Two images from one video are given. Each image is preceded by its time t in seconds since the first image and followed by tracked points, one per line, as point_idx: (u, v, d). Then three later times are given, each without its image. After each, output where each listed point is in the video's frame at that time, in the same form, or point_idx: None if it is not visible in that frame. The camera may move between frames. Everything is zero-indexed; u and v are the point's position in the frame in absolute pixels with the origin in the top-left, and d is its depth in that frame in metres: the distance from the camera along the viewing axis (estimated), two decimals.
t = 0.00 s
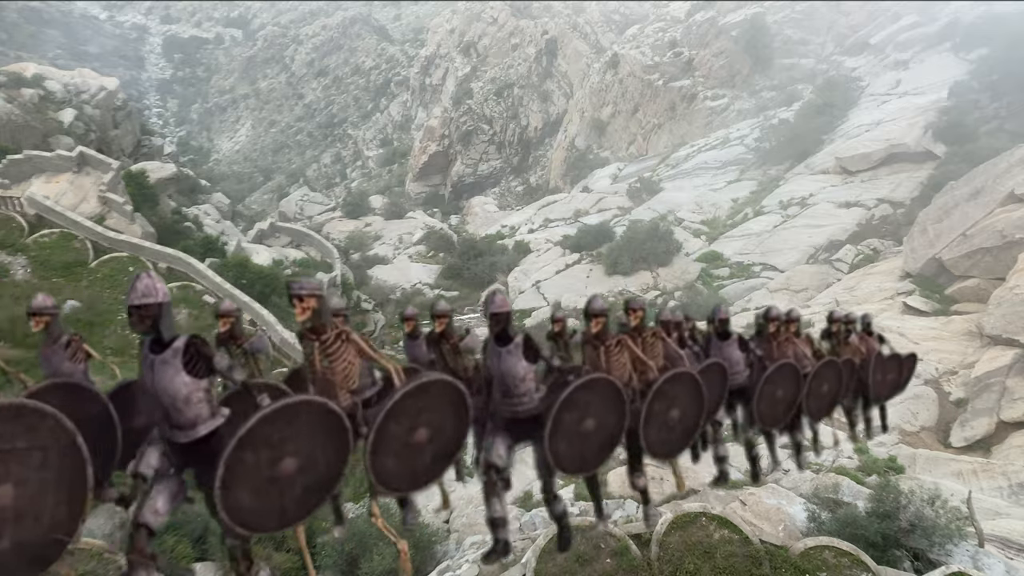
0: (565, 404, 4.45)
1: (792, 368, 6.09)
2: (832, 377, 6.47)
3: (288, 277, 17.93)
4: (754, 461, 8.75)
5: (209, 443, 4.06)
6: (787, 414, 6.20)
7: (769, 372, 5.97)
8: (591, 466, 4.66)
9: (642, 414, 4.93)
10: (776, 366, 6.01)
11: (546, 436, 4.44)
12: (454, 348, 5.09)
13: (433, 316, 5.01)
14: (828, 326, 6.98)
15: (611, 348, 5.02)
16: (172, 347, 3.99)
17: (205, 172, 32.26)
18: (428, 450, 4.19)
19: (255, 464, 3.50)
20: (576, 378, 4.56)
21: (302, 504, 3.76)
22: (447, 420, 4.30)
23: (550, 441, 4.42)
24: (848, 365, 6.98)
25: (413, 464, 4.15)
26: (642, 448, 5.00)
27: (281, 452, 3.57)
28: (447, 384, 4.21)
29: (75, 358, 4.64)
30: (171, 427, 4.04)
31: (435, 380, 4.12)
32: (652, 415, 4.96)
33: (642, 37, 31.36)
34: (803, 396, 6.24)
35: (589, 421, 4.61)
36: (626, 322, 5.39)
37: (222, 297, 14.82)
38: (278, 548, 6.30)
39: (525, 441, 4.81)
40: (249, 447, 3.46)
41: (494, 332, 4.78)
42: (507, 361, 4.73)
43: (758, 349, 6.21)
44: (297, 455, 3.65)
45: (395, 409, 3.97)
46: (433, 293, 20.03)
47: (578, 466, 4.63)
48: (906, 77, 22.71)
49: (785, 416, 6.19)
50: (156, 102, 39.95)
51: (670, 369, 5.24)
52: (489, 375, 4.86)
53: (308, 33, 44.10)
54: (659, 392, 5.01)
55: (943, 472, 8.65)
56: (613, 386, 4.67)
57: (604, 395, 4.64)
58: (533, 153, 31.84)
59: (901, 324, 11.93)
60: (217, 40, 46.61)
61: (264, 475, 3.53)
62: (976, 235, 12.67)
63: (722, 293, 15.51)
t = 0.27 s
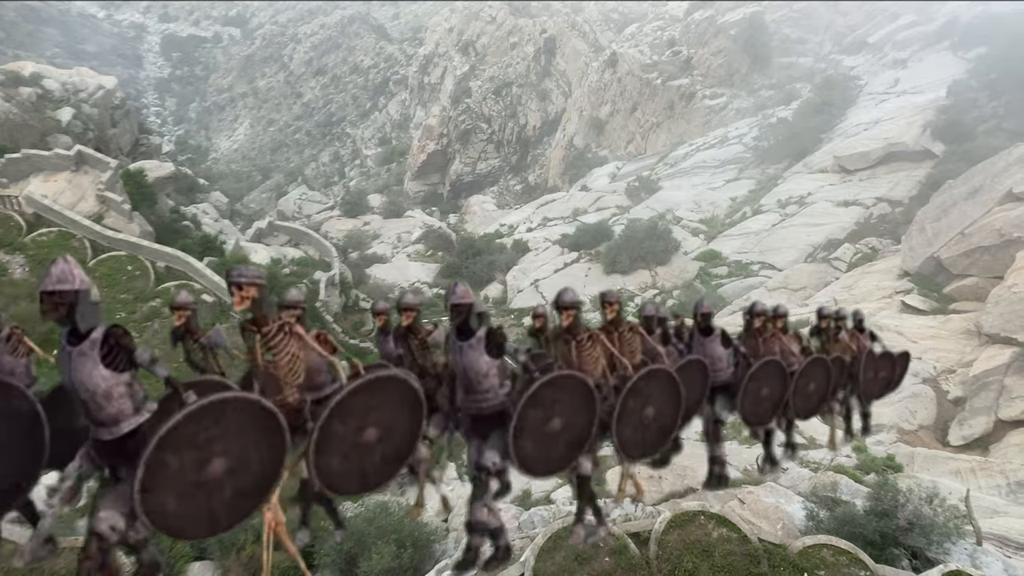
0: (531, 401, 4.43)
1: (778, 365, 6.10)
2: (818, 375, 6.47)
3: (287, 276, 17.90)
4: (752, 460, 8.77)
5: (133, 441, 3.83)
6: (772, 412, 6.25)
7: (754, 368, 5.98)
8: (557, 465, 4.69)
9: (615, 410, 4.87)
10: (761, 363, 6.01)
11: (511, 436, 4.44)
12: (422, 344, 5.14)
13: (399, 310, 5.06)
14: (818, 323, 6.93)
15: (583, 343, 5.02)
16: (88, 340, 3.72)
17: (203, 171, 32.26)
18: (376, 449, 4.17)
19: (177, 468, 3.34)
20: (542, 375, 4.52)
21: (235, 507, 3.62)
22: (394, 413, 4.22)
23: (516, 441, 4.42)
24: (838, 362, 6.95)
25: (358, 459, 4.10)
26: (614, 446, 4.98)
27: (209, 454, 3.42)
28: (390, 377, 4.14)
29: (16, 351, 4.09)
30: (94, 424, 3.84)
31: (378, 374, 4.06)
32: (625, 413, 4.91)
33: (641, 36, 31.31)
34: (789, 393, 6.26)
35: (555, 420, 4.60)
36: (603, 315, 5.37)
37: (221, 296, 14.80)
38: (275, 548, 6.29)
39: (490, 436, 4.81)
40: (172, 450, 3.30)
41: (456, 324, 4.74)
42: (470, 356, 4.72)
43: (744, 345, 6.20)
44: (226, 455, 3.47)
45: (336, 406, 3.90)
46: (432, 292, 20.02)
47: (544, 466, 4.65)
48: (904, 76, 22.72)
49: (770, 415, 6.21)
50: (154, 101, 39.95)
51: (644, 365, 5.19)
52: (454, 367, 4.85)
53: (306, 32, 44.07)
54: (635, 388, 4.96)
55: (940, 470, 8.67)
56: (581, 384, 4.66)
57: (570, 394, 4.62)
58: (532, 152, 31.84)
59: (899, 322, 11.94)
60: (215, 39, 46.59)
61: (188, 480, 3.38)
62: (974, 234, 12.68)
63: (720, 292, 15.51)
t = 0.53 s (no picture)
0: (488, 408, 4.17)
1: (763, 368, 6.07)
2: (805, 379, 6.44)
3: (270, 264, 17.82)
4: (735, 447, 8.84)
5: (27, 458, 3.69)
6: (755, 418, 6.20)
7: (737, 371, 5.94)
8: (521, 475, 4.41)
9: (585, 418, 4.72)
10: (745, 365, 6.00)
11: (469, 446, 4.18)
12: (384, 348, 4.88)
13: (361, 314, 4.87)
14: (809, 326, 6.90)
15: (552, 347, 4.79)
16: None
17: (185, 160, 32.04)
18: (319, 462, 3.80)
19: (80, 483, 3.01)
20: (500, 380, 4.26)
21: (148, 528, 3.26)
22: (339, 424, 3.87)
23: (473, 450, 4.15)
24: (827, 364, 6.91)
25: (297, 475, 3.73)
26: (584, 454, 4.83)
27: (114, 468, 3.07)
28: (336, 384, 3.80)
29: None
30: None
31: (322, 380, 3.72)
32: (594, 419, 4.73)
33: (624, 24, 31.15)
34: (775, 397, 6.23)
35: (519, 427, 4.34)
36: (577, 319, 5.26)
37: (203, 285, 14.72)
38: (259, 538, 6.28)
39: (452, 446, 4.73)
40: (70, 464, 2.97)
41: (410, 328, 4.69)
42: (424, 363, 4.64)
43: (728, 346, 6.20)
44: (137, 469, 3.13)
45: (267, 414, 3.53)
46: (416, 280, 19.98)
47: (506, 476, 4.36)
48: (887, 64, 22.82)
49: (753, 419, 6.18)
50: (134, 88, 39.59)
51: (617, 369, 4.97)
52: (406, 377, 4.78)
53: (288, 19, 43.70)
54: (605, 393, 4.79)
55: (921, 456, 8.78)
56: (545, 389, 4.41)
57: (533, 399, 4.35)
58: (516, 140, 31.81)
59: (880, 310, 12.04)
60: (195, 26, 46.12)
61: (92, 496, 3.04)
62: (954, 222, 12.79)
63: (704, 280, 15.58)
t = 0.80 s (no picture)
0: (442, 412, 4.02)
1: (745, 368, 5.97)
2: (791, 380, 6.34)
3: (250, 259, 17.70)
4: (715, 440, 8.91)
5: None
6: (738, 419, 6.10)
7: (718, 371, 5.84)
8: (478, 483, 4.26)
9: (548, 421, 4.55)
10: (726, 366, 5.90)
11: (420, 452, 4.02)
12: (342, 346, 4.80)
13: (320, 310, 4.88)
14: (797, 324, 6.94)
15: (516, 345, 4.78)
16: None
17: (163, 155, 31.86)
18: (248, 470, 3.64)
19: None
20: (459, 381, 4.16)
21: (47, 545, 3.15)
22: (268, 428, 3.68)
23: (424, 456, 3.99)
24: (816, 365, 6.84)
25: (223, 482, 3.55)
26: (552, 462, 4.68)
27: (8, 479, 2.93)
28: (266, 388, 3.62)
29: None
30: None
31: (247, 385, 3.52)
32: (559, 422, 4.59)
33: (604, 19, 30.93)
34: (757, 396, 6.12)
35: (474, 432, 4.19)
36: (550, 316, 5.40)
37: (182, 280, 14.58)
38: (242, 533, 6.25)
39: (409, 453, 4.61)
40: None
41: (361, 325, 4.77)
42: (378, 362, 4.70)
43: (714, 347, 6.18)
44: (34, 483, 3.02)
45: (189, 420, 3.35)
46: (398, 275, 19.86)
47: (463, 484, 4.22)
48: (865, 59, 22.96)
49: (735, 421, 6.06)
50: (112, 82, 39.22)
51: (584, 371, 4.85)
52: (365, 380, 4.74)
53: (268, 12, 43.35)
54: (571, 396, 4.62)
55: (899, 447, 8.87)
56: (506, 392, 4.29)
57: (494, 401, 4.23)
58: (498, 135, 31.78)
59: (858, 303, 12.15)
60: (172, 18, 45.66)
61: None
62: (932, 216, 12.92)
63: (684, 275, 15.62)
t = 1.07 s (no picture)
0: (383, 418, 3.98)
1: (723, 374, 6.21)
2: (770, 380, 6.56)
3: (241, 277, 17.70)
4: (706, 457, 8.92)
5: None
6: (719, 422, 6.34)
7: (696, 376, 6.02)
8: (428, 492, 4.19)
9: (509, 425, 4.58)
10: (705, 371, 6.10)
11: (364, 461, 3.97)
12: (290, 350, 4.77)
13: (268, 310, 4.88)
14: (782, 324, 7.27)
15: (473, 345, 4.81)
16: None
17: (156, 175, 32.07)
18: (162, 482, 3.52)
19: None
20: (406, 386, 4.10)
21: None
22: (184, 437, 3.57)
23: (366, 464, 3.93)
24: (799, 366, 7.14)
25: (137, 498, 3.45)
26: (513, 468, 4.69)
27: None
28: (181, 394, 3.50)
29: None
30: None
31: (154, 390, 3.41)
32: (519, 426, 4.62)
33: (595, 40, 31.03)
34: (738, 403, 6.35)
35: (423, 441, 4.14)
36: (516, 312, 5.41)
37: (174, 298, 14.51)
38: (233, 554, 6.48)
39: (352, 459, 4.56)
40: None
41: (300, 327, 4.59)
42: (316, 362, 4.56)
43: (691, 351, 6.45)
44: None
45: (92, 428, 3.25)
46: (390, 294, 19.87)
47: (412, 492, 4.16)
48: (853, 80, 23.23)
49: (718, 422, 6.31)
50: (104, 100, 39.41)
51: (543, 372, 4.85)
52: (305, 380, 4.62)
53: (261, 31, 43.52)
54: (529, 401, 4.64)
55: (888, 465, 8.92)
56: (454, 394, 4.27)
57: (440, 404, 4.17)
58: (489, 154, 31.96)
59: (847, 321, 12.23)
60: (165, 37, 45.80)
61: None
62: (920, 235, 13.03)
63: (675, 293, 15.72)
